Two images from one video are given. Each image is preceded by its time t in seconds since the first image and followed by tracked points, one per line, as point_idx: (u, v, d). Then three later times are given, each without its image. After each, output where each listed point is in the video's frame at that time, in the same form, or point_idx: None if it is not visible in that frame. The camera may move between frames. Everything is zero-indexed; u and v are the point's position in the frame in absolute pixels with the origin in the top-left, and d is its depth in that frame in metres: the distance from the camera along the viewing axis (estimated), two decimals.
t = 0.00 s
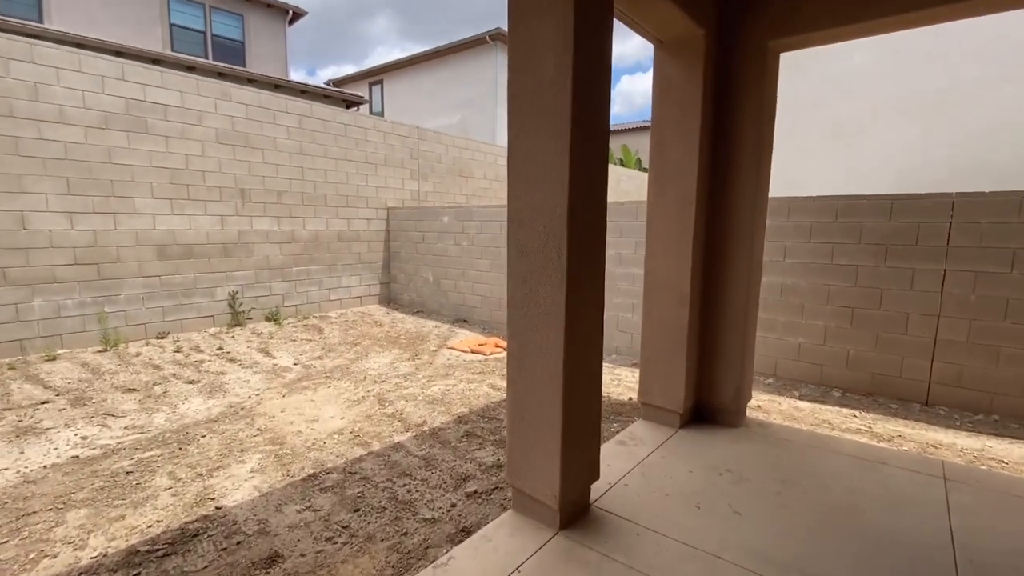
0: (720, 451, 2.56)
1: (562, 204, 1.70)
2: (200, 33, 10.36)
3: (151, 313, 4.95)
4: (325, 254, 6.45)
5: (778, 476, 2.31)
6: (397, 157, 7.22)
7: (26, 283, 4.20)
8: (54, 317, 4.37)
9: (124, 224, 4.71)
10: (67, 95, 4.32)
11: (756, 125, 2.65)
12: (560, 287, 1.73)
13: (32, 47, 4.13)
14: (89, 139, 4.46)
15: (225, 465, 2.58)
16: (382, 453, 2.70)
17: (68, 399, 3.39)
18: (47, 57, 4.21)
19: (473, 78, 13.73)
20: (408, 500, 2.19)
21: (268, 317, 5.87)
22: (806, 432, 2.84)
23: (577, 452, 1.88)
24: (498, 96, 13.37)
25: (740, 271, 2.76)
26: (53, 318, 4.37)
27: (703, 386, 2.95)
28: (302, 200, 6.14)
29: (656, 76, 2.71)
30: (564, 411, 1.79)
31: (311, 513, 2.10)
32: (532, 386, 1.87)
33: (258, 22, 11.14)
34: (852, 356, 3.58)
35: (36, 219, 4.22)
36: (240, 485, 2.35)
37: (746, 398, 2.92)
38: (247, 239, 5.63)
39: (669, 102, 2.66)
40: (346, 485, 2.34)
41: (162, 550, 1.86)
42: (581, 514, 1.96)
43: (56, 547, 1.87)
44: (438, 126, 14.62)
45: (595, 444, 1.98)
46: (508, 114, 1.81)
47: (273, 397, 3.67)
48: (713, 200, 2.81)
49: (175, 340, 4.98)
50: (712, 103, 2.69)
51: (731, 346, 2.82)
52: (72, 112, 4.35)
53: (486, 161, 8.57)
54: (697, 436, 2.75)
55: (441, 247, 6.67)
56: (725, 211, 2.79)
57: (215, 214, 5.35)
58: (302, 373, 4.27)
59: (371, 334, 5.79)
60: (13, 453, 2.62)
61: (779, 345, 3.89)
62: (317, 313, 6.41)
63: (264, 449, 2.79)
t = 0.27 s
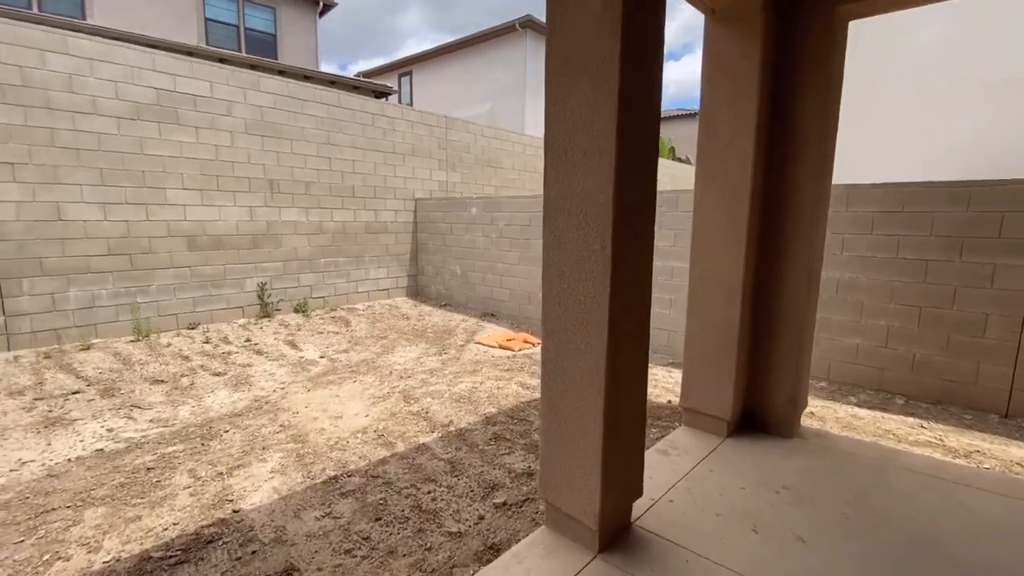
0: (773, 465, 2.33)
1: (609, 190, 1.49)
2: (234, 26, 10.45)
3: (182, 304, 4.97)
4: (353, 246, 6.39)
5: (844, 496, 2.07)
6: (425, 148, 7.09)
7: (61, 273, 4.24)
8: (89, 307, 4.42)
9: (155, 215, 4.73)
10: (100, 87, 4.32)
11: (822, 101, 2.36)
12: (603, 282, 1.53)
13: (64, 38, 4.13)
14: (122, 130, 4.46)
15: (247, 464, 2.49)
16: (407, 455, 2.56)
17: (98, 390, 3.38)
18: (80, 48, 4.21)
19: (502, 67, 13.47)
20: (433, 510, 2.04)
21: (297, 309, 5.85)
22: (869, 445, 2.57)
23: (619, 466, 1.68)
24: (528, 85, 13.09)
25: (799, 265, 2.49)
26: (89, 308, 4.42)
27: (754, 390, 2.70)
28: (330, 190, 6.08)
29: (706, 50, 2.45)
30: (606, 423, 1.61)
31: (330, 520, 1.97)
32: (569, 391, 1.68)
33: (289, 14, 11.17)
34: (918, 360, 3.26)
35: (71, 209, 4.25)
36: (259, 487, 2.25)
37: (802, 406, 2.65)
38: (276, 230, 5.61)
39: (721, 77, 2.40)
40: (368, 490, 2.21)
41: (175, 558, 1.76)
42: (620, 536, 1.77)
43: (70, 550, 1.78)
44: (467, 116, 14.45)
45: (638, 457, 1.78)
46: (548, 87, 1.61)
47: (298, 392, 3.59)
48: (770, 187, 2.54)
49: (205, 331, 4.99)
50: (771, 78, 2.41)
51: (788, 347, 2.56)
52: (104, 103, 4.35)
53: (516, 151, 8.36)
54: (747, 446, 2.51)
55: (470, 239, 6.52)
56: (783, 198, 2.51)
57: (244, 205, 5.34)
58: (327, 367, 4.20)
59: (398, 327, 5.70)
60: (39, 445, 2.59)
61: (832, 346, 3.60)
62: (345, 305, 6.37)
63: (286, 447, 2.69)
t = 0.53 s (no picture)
0: (844, 488, 2.04)
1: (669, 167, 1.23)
2: (270, 19, 10.54)
3: (216, 294, 4.98)
4: (384, 238, 6.30)
5: (930, 527, 1.78)
6: (458, 137, 6.92)
7: (97, 262, 4.29)
8: (125, 296, 4.46)
9: (189, 205, 4.73)
10: (134, 76, 4.32)
11: (911, 67, 2.02)
12: (658, 277, 1.28)
13: (99, 27, 4.15)
14: (156, 120, 4.46)
15: (269, 463, 2.38)
16: (434, 459, 2.40)
17: (128, 379, 3.38)
18: (114, 37, 4.22)
19: (537, 55, 13.17)
20: (460, 524, 1.86)
21: (328, 301, 5.81)
22: (956, 467, 2.23)
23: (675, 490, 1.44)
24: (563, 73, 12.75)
25: (877, 259, 2.17)
26: (126, 297, 4.47)
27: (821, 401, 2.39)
28: (361, 181, 5.99)
29: (773, 14, 2.15)
30: (660, 443, 1.37)
31: (350, 532, 1.82)
32: (614, 404, 1.45)
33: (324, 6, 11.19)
34: (1008, 368, 2.87)
35: (108, 199, 4.28)
36: (278, 489, 2.13)
37: (874, 419, 2.34)
38: (308, 221, 5.56)
39: (790, 45, 2.10)
40: (391, 498, 2.05)
41: (185, 567, 1.64)
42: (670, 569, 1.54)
43: (79, 553, 1.70)
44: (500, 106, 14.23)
45: (694, 477, 1.54)
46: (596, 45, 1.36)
47: (325, 386, 3.49)
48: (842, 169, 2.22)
49: (238, 321, 4.99)
50: (846, 44, 2.09)
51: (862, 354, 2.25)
52: (139, 93, 4.35)
53: (550, 140, 8.10)
54: (812, 463, 2.23)
55: (502, 231, 6.32)
56: (859, 183, 2.18)
57: (276, 195, 5.30)
58: (356, 361, 4.10)
59: (429, 320, 5.58)
60: (66, 437, 2.57)
61: (903, 350, 3.23)
62: (376, 297, 6.29)
63: (309, 445, 2.57)
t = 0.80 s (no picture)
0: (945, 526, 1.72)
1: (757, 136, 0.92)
2: (314, 14, 10.65)
3: (256, 287, 5.00)
4: (422, 231, 6.21)
5: None
6: (497, 128, 6.73)
7: (141, 255, 4.36)
8: (169, 288, 4.54)
9: (230, 198, 4.75)
10: (177, 68, 4.35)
11: None
12: (741, 284, 0.96)
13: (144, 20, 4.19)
14: (199, 113, 4.49)
15: (299, 465, 2.29)
16: (470, 468, 2.24)
17: (167, 372, 3.40)
18: (158, 29, 4.26)
19: (579, 44, 12.81)
20: (496, 547, 1.70)
21: (365, 295, 5.77)
22: None
23: (760, 544, 1.18)
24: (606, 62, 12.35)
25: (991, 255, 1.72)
26: (170, 289, 4.54)
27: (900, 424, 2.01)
28: (400, 174, 5.91)
29: None
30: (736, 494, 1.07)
31: (378, 550, 1.69)
32: (674, 442, 1.14)
33: None
34: None
35: (152, 191, 4.35)
36: (306, 497, 2.02)
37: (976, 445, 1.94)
38: (347, 214, 5.53)
39: None
40: (423, 512, 1.90)
41: None
42: None
43: (100, 560, 1.65)
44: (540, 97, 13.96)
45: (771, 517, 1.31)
46: None
47: (359, 384, 3.40)
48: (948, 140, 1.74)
49: (277, 314, 5.00)
50: None
51: (964, 374, 1.82)
52: (182, 86, 4.38)
53: (592, 130, 7.80)
54: (905, 489, 1.93)
55: (541, 225, 6.11)
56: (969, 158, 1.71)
57: (316, 188, 5.27)
58: (392, 357, 4.01)
59: (465, 316, 5.45)
60: (103, 431, 2.58)
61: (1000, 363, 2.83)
62: (413, 291, 6.22)
63: (341, 448, 2.47)
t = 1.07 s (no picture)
0: None
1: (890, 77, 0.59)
2: (361, 9, 10.72)
3: (300, 280, 5.02)
4: (463, 226, 6.09)
5: None
6: (542, 119, 6.52)
7: (191, 247, 4.44)
8: (217, 280, 4.60)
9: (276, 191, 4.78)
10: (225, 62, 4.38)
11: None
12: (865, 304, 0.63)
13: (194, 14, 4.24)
14: (246, 106, 4.52)
15: (335, 469, 2.20)
16: (512, 482, 2.08)
17: (211, 364, 3.42)
18: (208, 23, 4.30)
19: (627, 33, 12.36)
20: None
21: (406, 289, 5.71)
22: None
23: None
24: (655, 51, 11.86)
25: None
26: (217, 281, 4.61)
27: None
28: (442, 167, 5.80)
29: None
30: None
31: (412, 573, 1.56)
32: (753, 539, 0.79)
33: None
34: None
35: (202, 184, 4.42)
36: (340, 506, 1.92)
37: None
38: (389, 208, 5.48)
39: None
40: (461, 531, 1.75)
41: None
42: None
43: (130, 564, 1.62)
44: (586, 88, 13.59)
45: None
46: None
47: (398, 382, 3.31)
48: None
49: (319, 308, 5.01)
50: None
51: None
52: (231, 80, 4.41)
53: (641, 121, 7.47)
54: None
55: (587, 220, 5.87)
56: None
57: (359, 182, 5.24)
58: (431, 355, 3.90)
59: (507, 313, 5.30)
60: (146, 424, 2.58)
61: None
62: (453, 286, 6.13)
63: (377, 452, 2.36)
